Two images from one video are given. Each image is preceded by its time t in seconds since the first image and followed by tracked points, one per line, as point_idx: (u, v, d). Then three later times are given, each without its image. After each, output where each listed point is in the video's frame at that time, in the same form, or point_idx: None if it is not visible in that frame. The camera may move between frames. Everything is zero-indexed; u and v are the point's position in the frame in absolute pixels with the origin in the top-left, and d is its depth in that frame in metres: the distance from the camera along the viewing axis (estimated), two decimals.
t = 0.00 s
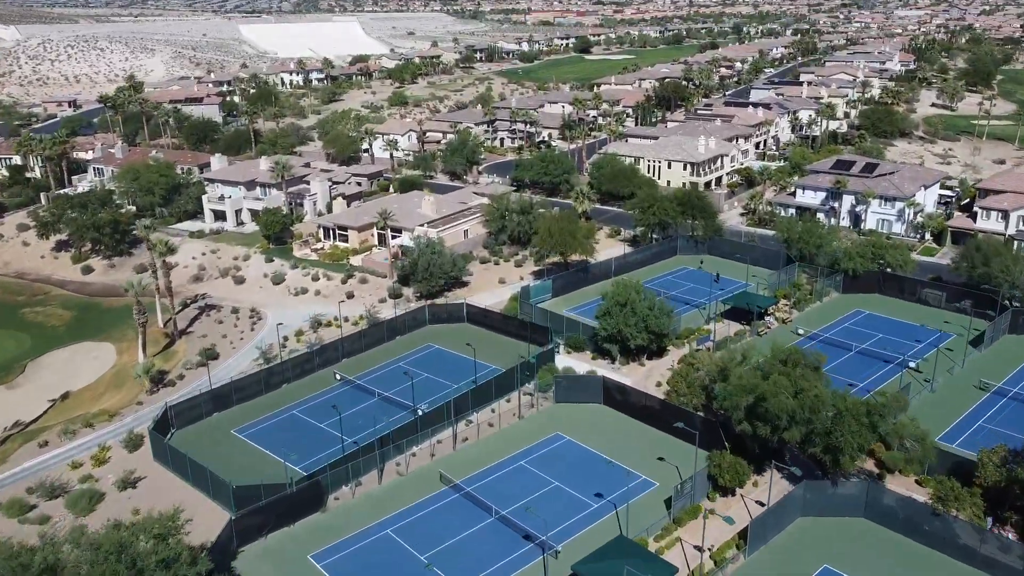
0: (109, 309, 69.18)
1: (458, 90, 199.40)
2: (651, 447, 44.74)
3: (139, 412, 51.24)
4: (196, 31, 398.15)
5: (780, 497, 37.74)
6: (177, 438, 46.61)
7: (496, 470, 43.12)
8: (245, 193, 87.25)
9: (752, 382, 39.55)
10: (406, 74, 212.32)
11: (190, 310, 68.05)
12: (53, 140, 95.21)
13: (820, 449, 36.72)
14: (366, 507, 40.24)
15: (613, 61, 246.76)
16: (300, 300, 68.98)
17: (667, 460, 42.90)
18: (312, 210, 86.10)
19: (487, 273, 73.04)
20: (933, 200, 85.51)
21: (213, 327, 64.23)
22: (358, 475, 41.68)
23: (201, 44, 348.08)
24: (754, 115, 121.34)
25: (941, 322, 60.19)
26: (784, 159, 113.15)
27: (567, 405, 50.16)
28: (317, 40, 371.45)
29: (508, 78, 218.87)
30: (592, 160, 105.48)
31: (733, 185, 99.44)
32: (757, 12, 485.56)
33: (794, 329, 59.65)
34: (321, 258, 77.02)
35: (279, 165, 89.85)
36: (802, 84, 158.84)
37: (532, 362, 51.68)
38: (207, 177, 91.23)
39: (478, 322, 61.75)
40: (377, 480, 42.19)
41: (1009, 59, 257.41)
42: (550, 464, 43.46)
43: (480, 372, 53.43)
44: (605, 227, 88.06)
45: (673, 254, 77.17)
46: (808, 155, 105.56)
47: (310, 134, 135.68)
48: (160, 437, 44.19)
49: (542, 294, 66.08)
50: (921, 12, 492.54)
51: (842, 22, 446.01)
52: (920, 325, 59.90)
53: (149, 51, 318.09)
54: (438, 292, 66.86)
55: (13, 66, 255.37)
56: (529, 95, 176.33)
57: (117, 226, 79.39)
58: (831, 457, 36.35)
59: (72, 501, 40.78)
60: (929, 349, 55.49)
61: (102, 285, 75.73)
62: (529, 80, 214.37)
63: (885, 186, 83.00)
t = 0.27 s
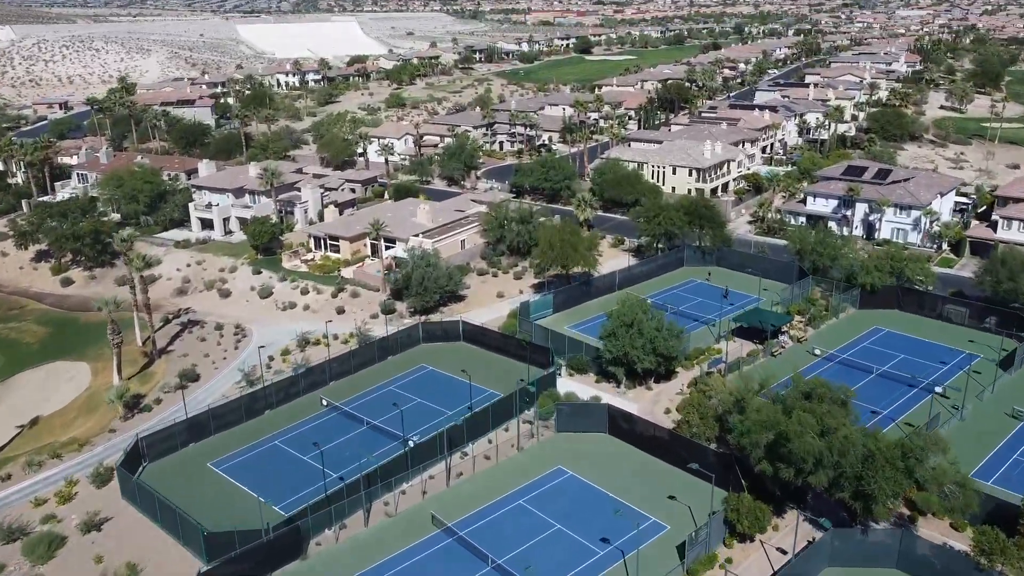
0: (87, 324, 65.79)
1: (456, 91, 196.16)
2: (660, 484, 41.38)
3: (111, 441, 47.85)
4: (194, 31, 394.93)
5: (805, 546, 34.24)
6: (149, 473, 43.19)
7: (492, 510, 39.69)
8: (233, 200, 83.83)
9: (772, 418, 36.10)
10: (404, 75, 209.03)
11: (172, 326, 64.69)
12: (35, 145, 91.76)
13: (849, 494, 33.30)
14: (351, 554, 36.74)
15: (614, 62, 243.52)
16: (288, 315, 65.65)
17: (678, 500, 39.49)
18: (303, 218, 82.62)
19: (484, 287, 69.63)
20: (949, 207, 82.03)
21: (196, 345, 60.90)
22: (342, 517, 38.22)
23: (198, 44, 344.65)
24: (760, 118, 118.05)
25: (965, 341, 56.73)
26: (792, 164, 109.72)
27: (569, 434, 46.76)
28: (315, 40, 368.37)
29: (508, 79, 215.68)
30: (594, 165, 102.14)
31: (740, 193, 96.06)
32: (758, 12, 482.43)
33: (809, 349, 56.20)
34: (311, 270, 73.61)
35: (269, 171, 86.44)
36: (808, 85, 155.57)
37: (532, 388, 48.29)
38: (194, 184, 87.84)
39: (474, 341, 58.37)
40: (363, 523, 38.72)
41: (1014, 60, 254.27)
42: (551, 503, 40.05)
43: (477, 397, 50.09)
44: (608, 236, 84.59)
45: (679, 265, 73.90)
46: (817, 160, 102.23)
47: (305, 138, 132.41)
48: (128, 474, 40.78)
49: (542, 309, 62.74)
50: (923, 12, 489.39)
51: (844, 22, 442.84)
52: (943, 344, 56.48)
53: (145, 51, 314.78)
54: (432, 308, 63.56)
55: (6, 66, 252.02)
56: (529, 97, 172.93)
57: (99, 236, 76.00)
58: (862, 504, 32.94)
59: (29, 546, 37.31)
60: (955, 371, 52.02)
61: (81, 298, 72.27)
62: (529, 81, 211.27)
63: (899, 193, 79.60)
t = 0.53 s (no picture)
0: (62, 342, 62.36)
1: (455, 93, 192.77)
2: (671, 527, 37.88)
3: (78, 476, 44.39)
4: (191, 31, 391.63)
5: None
6: (115, 513, 39.70)
7: (488, 558, 36.20)
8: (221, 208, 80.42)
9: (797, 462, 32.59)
10: (402, 76, 205.63)
11: (152, 344, 61.29)
12: (15, 150, 88.31)
13: (885, 550, 29.77)
14: None
15: (615, 63, 240.17)
16: (275, 333, 62.23)
17: (691, 546, 35.98)
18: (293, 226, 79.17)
19: (481, 301, 66.11)
20: (967, 215, 78.50)
21: (175, 365, 57.48)
22: (323, 567, 34.69)
23: (194, 44, 341.20)
24: (767, 121, 114.65)
25: (993, 364, 53.20)
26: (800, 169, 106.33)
27: (571, 469, 43.30)
28: (314, 40, 365.10)
29: (508, 80, 212.32)
30: (596, 170, 98.78)
31: (748, 200, 92.66)
32: (759, 12, 479.01)
33: (827, 371, 52.71)
34: (301, 283, 70.20)
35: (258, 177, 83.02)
36: (814, 86, 152.13)
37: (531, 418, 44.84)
38: (180, 191, 84.41)
39: (471, 362, 55.01)
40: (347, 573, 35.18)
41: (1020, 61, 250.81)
42: (552, 550, 36.56)
43: (472, 426, 46.67)
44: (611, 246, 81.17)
45: (686, 278, 70.52)
46: (827, 165, 98.87)
47: (299, 142, 129.10)
48: (90, 516, 37.36)
49: (542, 327, 59.28)
50: (925, 11, 485.98)
51: (846, 22, 439.35)
52: (970, 367, 53.00)
53: (141, 51, 311.45)
54: (426, 325, 60.13)
55: None
56: (530, 99, 169.46)
57: (78, 246, 72.56)
58: (900, 562, 29.29)
59: None
60: (984, 398, 48.52)
61: (59, 312, 68.86)
62: (529, 82, 207.93)
63: (915, 201, 76.13)
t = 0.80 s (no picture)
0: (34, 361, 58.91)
1: (454, 94, 189.42)
2: None
3: (38, 516, 40.91)
4: (188, 31, 388.24)
5: None
6: (75, 561, 36.17)
7: None
8: (206, 218, 76.94)
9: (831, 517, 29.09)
10: (400, 77, 202.28)
11: (129, 364, 57.84)
12: None
13: None
14: None
15: (616, 63, 236.81)
16: (259, 353, 58.80)
17: None
18: (282, 237, 75.70)
19: (479, 318, 62.65)
20: (985, 224, 75.07)
21: (152, 389, 54.04)
22: None
23: (191, 45, 337.79)
24: (774, 125, 111.31)
25: None
26: (809, 175, 102.93)
27: (574, 509, 39.85)
28: (312, 40, 361.88)
29: (507, 82, 208.98)
30: (598, 176, 95.45)
31: (756, 208, 89.23)
32: (760, 12, 475.77)
33: (847, 397, 49.28)
34: (289, 297, 66.73)
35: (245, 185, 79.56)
36: (820, 88, 148.81)
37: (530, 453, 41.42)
38: (164, 198, 80.97)
39: (466, 387, 51.60)
40: None
41: None
42: None
43: (466, 461, 43.25)
44: (615, 257, 77.71)
45: (693, 292, 67.15)
46: (837, 171, 95.54)
47: (293, 147, 125.81)
48: (45, 568, 33.89)
49: (543, 347, 55.85)
50: (928, 11, 482.70)
51: (848, 22, 436.07)
52: (999, 393, 49.64)
53: (136, 51, 308.06)
54: (419, 345, 56.71)
55: None
56: (529, 101, 165.95)
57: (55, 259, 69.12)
58: None
59: None
60: (1018, 429, 45.14)
61: (33, 328, 65.39)
62: (528, 83, 204.57)
63: (932, 210, 72.77)
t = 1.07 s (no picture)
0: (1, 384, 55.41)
1: (453, 96, 185.89)
2: None
3: None
4: (185, 31, 384.62)
5: None
6: None
7: None
8: (191, 227, 73.49)
9: None
10: (398, 78, 198.82)
11: (102, 387, 54.41)
12: None
13: None
14: None
15: (617, 64, 233.34)
16: (242, 375, 55.36)
17: None
18: (270, 247, 72.27)
19: (475, 337, 59.15)
20: (1007, 235, 71.62)
21: (125, 416, 50.62)
22: None
23: (188, 45, 334.20)
24: (782, 129, 107.88)
25: None
26: (819, 182, 99.45)
27: (576, 557, 36.38)
28: (310, 41, 358.33)
29: (507, 83, 205.47)
30: (601, 183, 92.00)
31: (765, 216, 85.78)
32: (761, 12, 472.63)
33: (870, 427, 45.85)
34: (275, 313, 63.23)
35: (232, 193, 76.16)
36: (827, 90, 145.33)
37: (529, 494, 37.92)
38: (147, 207, 77.49)
39: (461, 415, 48.20)
40: None
41: None
42: None
43: (459, 502, 39.78)
44: (619, 268, 74.25)
45: (702, 308, 63.72)
46: (848, 177, 92.14)
47: (286, 151, 122.36)
48: None
49: (542, 369, 52.34)
50: (930, 10, 479.02)
51: (851, 22, 432.54)
52: None
53: (132, 52, 304.35)
54: (410, 366, 53.24)
55: None
56: (529, 103, 162.37)
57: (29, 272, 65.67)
58: None
59: None
60: None
61: (5, 346, 61.92)
62: (528, 85, 201.14)
63: (953, 220, 69.31)
